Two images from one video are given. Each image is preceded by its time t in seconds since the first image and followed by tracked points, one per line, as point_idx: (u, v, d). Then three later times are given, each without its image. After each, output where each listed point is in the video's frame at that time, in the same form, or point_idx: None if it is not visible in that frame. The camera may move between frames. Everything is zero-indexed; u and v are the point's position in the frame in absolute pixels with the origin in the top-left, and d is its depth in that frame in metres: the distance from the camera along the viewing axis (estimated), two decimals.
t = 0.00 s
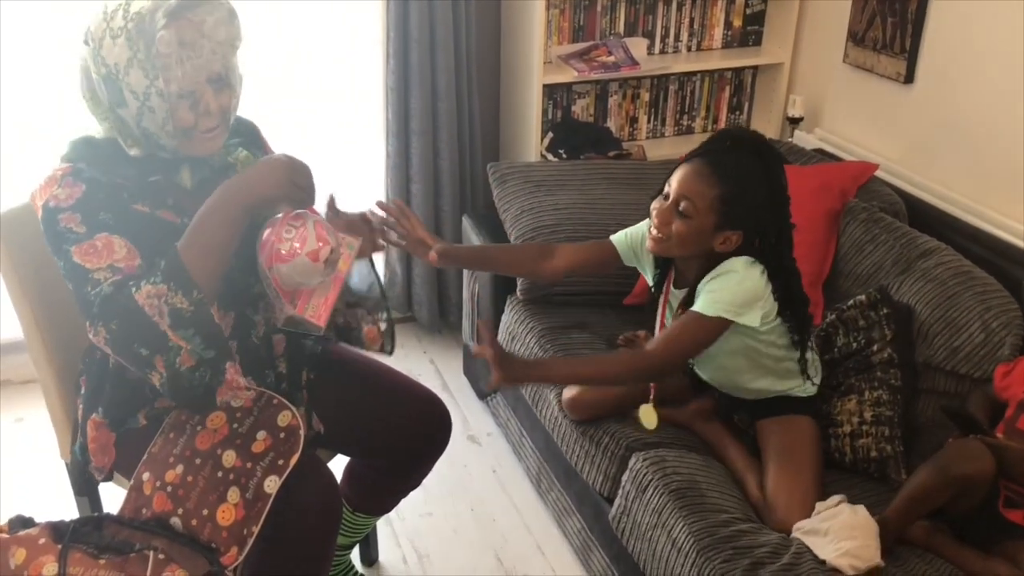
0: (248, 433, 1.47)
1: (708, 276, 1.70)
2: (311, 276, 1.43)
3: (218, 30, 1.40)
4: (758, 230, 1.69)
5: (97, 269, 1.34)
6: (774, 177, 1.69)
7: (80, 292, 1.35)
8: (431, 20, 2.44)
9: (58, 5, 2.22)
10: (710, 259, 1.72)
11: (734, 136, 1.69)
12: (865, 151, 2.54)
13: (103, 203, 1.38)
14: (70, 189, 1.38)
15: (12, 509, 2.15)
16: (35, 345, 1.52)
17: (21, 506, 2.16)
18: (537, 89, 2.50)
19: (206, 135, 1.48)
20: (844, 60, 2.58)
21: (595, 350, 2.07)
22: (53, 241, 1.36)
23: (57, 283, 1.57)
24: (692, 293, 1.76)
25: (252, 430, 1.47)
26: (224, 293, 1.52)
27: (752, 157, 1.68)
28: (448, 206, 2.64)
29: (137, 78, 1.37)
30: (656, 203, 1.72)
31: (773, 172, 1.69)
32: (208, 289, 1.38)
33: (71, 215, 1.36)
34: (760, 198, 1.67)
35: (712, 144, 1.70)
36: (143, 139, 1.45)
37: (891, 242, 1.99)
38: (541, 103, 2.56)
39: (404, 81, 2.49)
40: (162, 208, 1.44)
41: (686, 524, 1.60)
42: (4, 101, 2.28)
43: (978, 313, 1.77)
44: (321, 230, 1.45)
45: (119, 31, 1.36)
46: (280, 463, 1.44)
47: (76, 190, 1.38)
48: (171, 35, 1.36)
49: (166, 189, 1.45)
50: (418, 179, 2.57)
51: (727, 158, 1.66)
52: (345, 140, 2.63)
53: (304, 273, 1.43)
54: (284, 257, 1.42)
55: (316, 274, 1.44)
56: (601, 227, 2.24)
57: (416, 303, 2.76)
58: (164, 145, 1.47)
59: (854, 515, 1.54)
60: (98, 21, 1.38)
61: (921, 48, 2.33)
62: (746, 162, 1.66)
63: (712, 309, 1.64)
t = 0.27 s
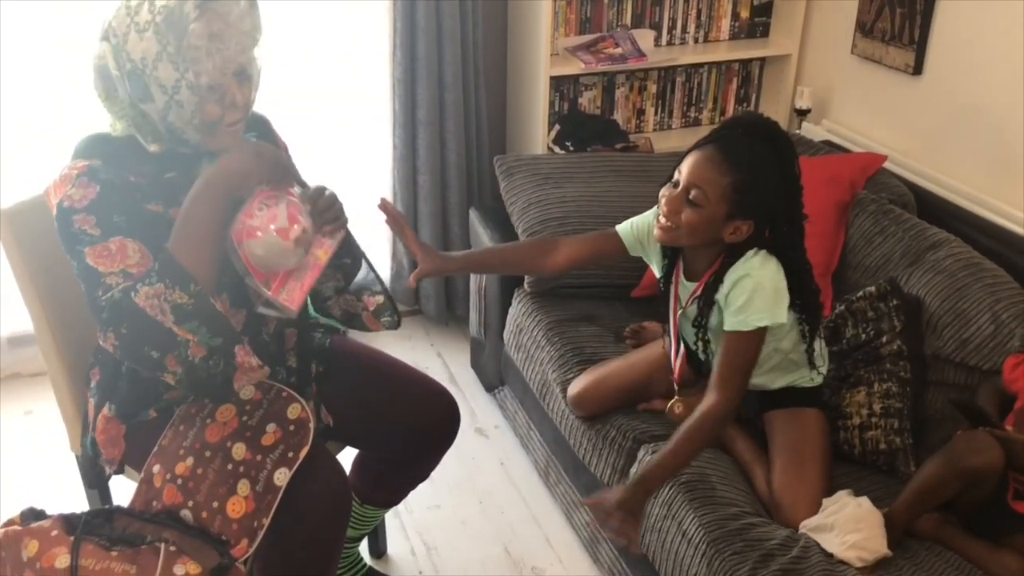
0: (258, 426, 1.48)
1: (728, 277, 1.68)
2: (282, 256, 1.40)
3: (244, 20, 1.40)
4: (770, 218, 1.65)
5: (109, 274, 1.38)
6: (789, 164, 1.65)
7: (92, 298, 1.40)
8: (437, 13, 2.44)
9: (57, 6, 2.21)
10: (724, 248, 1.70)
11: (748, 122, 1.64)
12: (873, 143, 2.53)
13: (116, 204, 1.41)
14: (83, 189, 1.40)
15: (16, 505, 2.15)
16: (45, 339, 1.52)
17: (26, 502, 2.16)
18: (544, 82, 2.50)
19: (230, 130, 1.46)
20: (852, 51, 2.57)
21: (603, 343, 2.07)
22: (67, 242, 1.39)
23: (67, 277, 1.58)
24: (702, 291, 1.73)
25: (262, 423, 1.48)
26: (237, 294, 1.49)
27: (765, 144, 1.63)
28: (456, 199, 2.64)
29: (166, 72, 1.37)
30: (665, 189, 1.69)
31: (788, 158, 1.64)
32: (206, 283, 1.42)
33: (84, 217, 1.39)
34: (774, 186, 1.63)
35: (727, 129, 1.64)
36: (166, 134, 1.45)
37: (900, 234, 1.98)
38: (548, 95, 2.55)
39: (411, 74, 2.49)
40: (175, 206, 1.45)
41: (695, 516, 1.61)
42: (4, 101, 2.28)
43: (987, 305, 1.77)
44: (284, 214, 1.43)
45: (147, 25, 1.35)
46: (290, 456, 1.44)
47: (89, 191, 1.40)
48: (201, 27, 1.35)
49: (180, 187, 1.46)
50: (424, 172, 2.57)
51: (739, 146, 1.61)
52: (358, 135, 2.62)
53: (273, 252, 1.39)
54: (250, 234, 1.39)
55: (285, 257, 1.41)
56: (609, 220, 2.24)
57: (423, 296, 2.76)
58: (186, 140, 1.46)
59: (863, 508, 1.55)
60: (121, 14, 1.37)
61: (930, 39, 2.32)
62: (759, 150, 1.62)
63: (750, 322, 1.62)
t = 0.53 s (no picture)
0: (272, 415, 1.49)
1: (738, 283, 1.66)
2: (266, 211, 1.38)
3: (263, 8, 1.41)
4: (775, 218, 1.63)
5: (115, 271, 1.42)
6: (794, 164, 1.62)
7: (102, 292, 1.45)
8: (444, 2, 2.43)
9: (57, 5, 2.20)
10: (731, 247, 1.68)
11: (754, 121, 1.61)
12: (881, 131, 2.53)
13: (129, 199, 1.42)
14: (96, 182, 1.41)
15: (20, 506, 2.12)
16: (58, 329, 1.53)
17: (29, 502, 2.13)
18: (551, 70, 2.50)
19: (250, 117, 1.46)
20: (859, 39, 2.57)
21: (612, 332, 2.07)
22: (81, 234, 1.42)
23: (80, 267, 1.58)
24: (709, 292, 1.72)
25: (276, 412, 1.49)
26: (250, 283, 1.50)
27: (770, 144, 1.61)
28: (462, 188, 2.64)
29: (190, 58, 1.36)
30: (671, 187, 1.66)
31: (793, 159, 1.62)
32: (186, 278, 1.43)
33: (96, 211, 1.41)
34: (778, 187, 1.60)
35: (732, 129, 1.62)
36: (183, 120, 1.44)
37: (910, 222, 1.98)
38: (555, 84, 2.55)
39: (418, 63, 2.49)
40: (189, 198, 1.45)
41: (706, 504, 1.61)
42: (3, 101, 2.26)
43: (997, 293, 1.77)
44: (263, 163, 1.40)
45: (171, 11, 1.34)
46: (304, 445, 1.45)
47: (101, 184, 1.41)
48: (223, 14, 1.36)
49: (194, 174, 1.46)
50: (432, 161, 2.57)
51: (744, 147, 1.58)
52: (364, 124, 2.61)
53: (256, 206, 1.37)
54: (235, 175, 1.37)
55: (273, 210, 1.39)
56: (617, 208, 2.24)
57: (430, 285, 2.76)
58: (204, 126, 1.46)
59: (874, 496, 1.55)
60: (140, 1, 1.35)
61: (938, 27, 2.31)
62: (764, 151, 1.59)
63: (764, 331, 1.61)
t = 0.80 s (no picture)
0: (279, 405, 1.47)
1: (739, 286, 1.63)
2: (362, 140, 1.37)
3: None
4: (776, 217, 1.59)
5: (104, 278, 1.34)
6: (796, 163, 1.59)
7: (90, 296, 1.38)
8: None
9: (57, 5, 2.19)
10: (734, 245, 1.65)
11: (757, 120, 1.58)
12: (884, 114, 2.51)
13: (125, 196, 1.35)
14: (93, 179, 1.34)
15: (22, 504, 2.09)
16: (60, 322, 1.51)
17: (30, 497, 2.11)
18: (552, 55, 2.47)
19: (256, 95, 1.46)
20: (862, 22, 2.55)
21: (615, 320, 2.06)
22: (75, 231, 1.34)
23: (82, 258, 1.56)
24: (712, 289, 1.69)
25: (283, 403, 1.47)
26: (254, 272, 1.49)
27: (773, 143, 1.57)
28: (464, 174, 2.61)
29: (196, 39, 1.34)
30: (674, 186, 1.62)
31: (795, 158, 1.58)
32: (174, 306, 1.38)
33: (92, 209, 1.33)
34: (781, 187, 1.57)
35: (734, 127, 1.58)
36: (187, 109, 1.41)
37: (917, 206, 1.97)
38: (556, 69, 2.53)
39: (418, 49, 2.47)
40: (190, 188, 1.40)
41: (714, 491, 1.60)
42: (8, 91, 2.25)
43: (1006, 277, 1.76)
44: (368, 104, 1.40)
45: None
46: (312, 435, 1.43)
47: (99, 180, 1.34)
48: None
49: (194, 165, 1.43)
50: (433, 147, 2.55)
51: (747, 146, 1.55)
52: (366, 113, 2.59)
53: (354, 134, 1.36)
54: (341, 102, 1.39)
55: (368, 141, 1.37)
56: (620, 194, 2.22)
57: (432, 273, 2.74)
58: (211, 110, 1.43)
59: (885, 480, 1.55)
60: None
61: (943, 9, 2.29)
62: (766, 150, 1.55)
63: (770, 329, 1.59)
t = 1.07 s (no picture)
0: (284, 398, 1.47)
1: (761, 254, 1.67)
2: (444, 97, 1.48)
3: None
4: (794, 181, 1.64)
5: (110, 279, 1.33)
6: (805, 128, 1.63)
7: (94, 299, 1.36)
8: None
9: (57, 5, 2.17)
10: (755, 217, 1.70)
11: (760, 94, 1.63)
12: (876, 102, 2.52)
13: (131, 195, 1.34)
14: (97, 178, 1.33)
15: (23, 502, 2.06)
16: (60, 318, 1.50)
17: (30, 495, 2.08)
18: (546, 45, 2.47)
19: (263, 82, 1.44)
20: (854, 10, 2.56)
21: (615, 309, 2.06)
22: (78, 232, 1.33)
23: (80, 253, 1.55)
24: (733, 263, 1.72)
25: (289, 396, 1.47)
26: (258, 265, 1.48)
27: (780, 113, 1.62)
28: (458, 164, 2.61)
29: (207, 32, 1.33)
30: (691, 168, 1.68)
31: (803, 123, 1.63)
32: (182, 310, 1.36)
33: (96, 208, 1.32)
34: (792, 153, 1.62)
35: (743, 100, 1.63)
36: (194, 101, 1.38)
37: (912, 195, 1.98)
38: (550, 58, 2.52)
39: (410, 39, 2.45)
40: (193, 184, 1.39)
41: (717, 478, 1.60)
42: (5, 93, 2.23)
43: (1003, 265, 1.78)
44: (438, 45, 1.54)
45: None
46: (319, 429, 1.43)
47: (103, 179, 1.33)
48: None
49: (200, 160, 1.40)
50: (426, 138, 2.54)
51: (755, 118, 1.60)
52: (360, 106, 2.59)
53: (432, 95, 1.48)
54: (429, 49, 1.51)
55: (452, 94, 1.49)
56: (616, 184, 2.22)
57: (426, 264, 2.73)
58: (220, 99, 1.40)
59: (892, 467, 1.56)
60: None
61: None
62: (774, 118, 1.60)
63: (793, 299, 1.62)
